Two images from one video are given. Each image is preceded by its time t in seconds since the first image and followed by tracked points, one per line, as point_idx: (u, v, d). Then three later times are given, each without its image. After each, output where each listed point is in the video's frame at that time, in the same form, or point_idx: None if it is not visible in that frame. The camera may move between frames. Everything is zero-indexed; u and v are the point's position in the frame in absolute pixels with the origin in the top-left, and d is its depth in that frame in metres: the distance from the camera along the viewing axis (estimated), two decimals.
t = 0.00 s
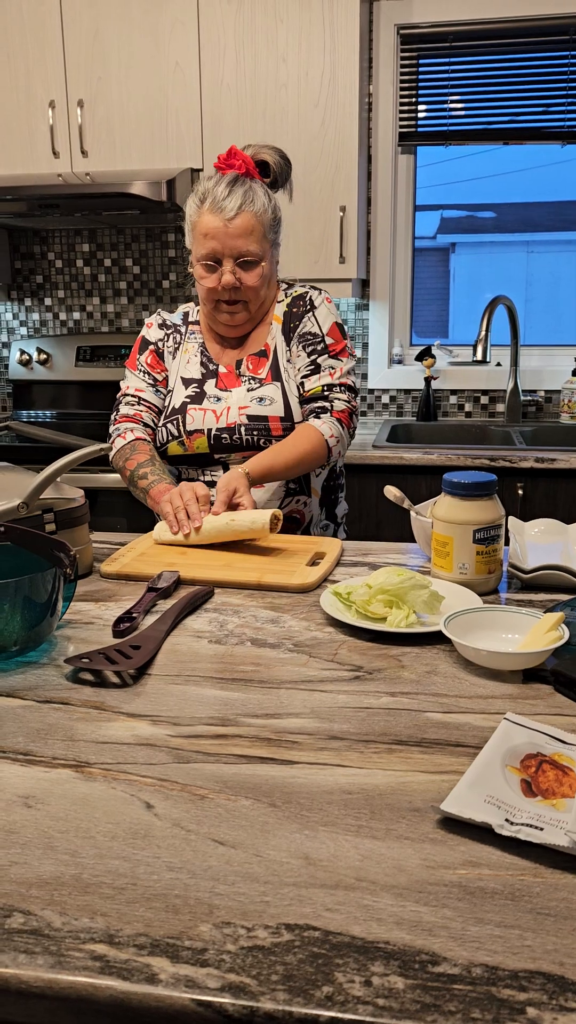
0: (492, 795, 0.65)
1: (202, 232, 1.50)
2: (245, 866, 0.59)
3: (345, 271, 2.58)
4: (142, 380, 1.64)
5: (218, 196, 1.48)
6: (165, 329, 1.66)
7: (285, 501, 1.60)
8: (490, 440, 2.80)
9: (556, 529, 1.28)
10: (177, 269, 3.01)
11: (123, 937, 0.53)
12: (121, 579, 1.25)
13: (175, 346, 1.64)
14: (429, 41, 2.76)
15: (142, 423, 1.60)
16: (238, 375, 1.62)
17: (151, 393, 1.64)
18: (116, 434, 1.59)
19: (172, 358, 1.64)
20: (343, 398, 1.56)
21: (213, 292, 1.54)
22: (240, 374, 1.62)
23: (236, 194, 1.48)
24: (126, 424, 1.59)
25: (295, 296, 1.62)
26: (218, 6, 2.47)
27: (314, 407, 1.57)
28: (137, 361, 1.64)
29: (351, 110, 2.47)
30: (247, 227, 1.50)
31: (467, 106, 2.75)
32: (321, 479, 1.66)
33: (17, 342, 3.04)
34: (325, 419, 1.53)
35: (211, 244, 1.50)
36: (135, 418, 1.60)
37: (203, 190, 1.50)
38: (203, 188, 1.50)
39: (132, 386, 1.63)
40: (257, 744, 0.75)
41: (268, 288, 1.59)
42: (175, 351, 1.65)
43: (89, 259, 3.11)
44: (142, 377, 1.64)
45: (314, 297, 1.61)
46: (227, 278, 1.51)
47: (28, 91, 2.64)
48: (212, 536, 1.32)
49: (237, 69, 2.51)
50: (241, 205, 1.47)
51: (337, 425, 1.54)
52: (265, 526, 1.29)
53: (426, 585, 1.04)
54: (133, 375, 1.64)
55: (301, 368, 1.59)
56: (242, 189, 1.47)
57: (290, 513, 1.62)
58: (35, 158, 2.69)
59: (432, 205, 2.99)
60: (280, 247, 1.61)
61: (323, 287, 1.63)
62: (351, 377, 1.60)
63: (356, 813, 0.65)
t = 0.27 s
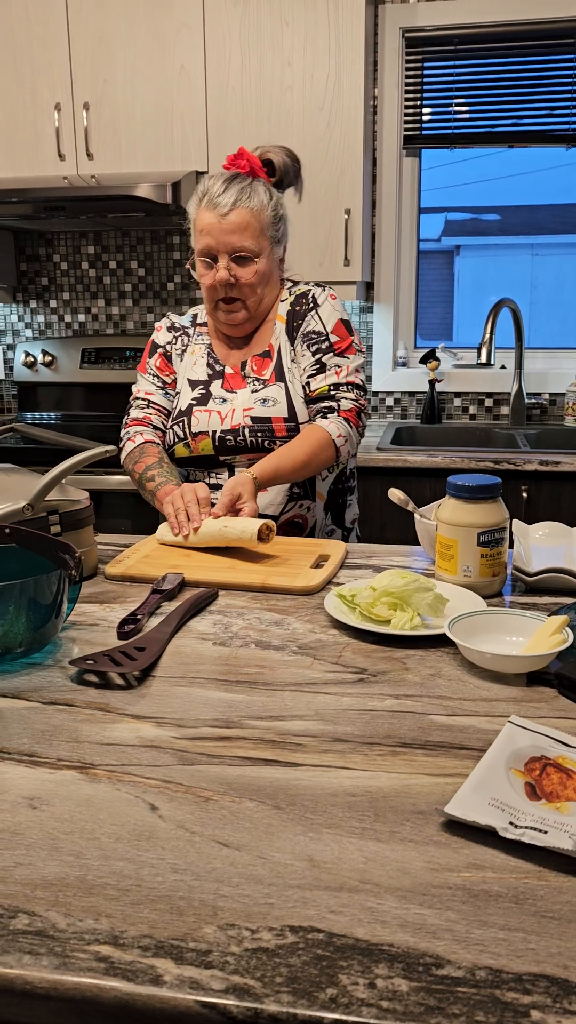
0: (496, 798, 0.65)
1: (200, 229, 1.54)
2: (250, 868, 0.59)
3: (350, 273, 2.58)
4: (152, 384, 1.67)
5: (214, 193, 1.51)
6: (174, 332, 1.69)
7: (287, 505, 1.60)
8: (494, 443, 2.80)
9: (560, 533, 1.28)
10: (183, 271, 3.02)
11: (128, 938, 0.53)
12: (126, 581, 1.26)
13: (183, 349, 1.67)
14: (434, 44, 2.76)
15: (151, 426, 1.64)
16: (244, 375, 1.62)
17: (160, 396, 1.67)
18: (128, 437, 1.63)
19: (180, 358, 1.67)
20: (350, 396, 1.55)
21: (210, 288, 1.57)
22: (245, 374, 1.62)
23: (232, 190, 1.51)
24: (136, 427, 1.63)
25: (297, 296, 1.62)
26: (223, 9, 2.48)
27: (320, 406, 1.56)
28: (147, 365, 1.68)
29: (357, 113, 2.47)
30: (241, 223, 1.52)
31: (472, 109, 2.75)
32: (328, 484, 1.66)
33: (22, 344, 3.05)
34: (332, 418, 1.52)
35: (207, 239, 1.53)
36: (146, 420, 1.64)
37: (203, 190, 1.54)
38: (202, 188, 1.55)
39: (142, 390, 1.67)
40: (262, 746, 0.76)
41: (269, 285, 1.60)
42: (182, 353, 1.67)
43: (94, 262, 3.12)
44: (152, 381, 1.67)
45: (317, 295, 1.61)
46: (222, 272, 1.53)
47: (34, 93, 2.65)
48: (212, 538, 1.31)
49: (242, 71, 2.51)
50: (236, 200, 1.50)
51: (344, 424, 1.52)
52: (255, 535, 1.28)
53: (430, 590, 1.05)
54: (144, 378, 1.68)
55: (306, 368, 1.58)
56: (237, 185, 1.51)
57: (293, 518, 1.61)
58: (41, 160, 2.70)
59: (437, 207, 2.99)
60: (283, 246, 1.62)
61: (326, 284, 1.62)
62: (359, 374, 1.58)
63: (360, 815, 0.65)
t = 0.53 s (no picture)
0: (501, 801, 0.65)
1: (221, 216, 1.57)
2: (254, 870, 0.59)
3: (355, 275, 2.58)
4: (160, 365, 1.71)
5: (237, 182, 1.55)
6: (195, 320, 1.72)
7: (284, 510, 1.61)
8: (499, 445, 2.80)
9: (565, 536, 1.28)
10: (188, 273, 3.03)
11: (133, 940, 0.53)
12: (131, 582, 1.26)
13: (201, 338, 1.70)
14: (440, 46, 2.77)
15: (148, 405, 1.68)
16: (258, 370, 1.62)
17: (164, 377, 1.71)
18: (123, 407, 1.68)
19: (196, 350, 1.69)
20: (374, 399, 1.54)
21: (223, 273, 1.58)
22: (259, 368, 1.62)
23: (254, 179, 1.54)
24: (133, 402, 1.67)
25: (318, 294, 1.62)
26: (230, 11, 2.49)
27: (343, 408, 1.55)
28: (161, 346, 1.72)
29: (362, 115, 2.47)
30: (259, 210, 1.55)
31: (478, 112, 2.75)
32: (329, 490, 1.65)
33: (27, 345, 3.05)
34: (355, 421, 1.52)
35: (226, 226, 1.56)
36: (143, 397, 1.70)
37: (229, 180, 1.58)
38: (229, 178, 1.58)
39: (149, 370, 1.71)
40: (266, 748, 0.76)
41: (286, 279, 1.60)
42: (200, 342, 1.70)
43: (99, 264, 3.12)
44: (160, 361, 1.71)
45: (339, 295, 1.61)
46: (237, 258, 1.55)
47: (40, 96, 2.66)
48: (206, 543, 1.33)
49: (248, 74, 2.52)
50: (256, 189, 1.53)
51: (367, 426, 1.52)
52: (249, 541, 1.27)
53: (435, 591, 1.04)
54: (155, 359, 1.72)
55: (327, 369, 1.58)
56: (259, 175, 1.54)
57: (288, 523, 1.62)
58: (47, 162, 2.70)
59: (443, 209, 2.99)
60: (305, 243, 1.63)
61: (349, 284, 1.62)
62: (381, 377, 1.58)
63: (365, 818, 0.65)
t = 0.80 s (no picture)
0: (506, 805, 0.65)
1: (234, 213, 1.57)
2: (260, 872, 0.59)
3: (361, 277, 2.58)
4: (155, 328, 1.75)
5: (252, 179, 1.54)
6: (207, 311, 1.71)
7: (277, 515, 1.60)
8: (505, 447, 2.80)
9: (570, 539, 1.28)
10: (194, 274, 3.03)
11: (139, 941, 0.53)
12: (136, 583, 1.26)
13: (210, 331, 1.69)
14: (447, 49, 2.77)
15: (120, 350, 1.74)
16: (266, 370, 1.62)
17: (152, 340, 1.75)
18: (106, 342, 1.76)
19: (204, 343, 1.68)
20: (394, 413, 1.57)
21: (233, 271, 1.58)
22: (267, 368, 1.62)
23: (269, 178, 1.53)
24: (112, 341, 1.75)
25: (334, 301, 1.62)
26: (237, 13, 2.49)
27: (362, 420, 1.56)
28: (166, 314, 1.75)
29: (369, 118, 2.48)
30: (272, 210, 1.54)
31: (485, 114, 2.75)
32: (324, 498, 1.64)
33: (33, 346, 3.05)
34: (377, 435, 1.53)
35: (239, 223, 1.56)
36: (121, 345, 1.74)
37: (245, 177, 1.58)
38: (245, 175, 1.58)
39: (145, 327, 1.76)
40: (272, 750, 0.76)
41: (296, 281, 1.60)
42: (209, 334, 1.69)
43: (106, 265, 3.13)
44: (157, 325, 1.75)
45: (354, 304, 1.61)
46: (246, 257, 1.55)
47: (48, 98, 2.67)
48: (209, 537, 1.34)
49: (255, 76, 2.52)
50: (270, 188, 1.52)
51: (387, 440, 1.54)
52: (258, 548, 1.27)
53: (441, 593, 1.03)
54: (156, 321, 1.76)
55: (344, 380, 1.58)
56: (274, 174, 1.53)
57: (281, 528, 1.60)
58: (54, 165, 2.71)
59: (449, 211, 2.99)
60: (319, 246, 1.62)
61: (363, 294, 1.63)
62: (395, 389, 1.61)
63: (370, 820, 0.65)
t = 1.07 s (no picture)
0: (514, 808, 0.65)
1: (214, 221, 1.59)
2: (266, 875, 0.59)
3: (368, 278, 2.57)
4: (132, 319, 1.70)
5: (231, 189, 1.57)
6: (185, 313, 1.71)
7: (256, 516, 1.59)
8: (512, 449, 2.79)
9: None
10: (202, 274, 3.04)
11: (144, 942, 0.53)
12: (142, 584, 1.26)
13: (188, 334, 1.69)
14: (456, 50, 2.76)
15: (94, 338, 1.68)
16: (249, 375, 1.63)
17: (128, 330, 1.70)
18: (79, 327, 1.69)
19: (182, 347, 1.68)
20: (381, 415, 1.60)
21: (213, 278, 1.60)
22: (250, 374, 1.63)
23: (248, 188, 1.56)
24: (86, 328, 1.68)
25: (316, 310, 1.65)
26: (246, 14, 2.49)
27: (352, 421, 1.58)
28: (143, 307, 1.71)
29: (377, 120, 2.48)
30: (253, 219, 1.56)
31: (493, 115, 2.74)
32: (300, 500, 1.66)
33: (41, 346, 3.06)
34: (368, 434, 1.56)
35: (219, 231, 1.58)
36: (96, 333, 1.68)
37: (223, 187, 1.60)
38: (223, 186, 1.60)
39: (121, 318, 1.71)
40: (278, 752, 0.76)
41: (276, 288, 1.62)
42: (187, 337, 1.69)
43: (113, 265, 3.13)
44: (133, 316, 1.71)
45: (336, 312, 1.65)
46: (227, 265, 1.57)
47: (57, 99, 2.67)
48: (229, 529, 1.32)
49: (264, 76, 2.52)
50: (250, 197, 1.55)
51: (378, 440, 1.57)
52: (275, 534, 1.27)
53: (448, 596, 1.03)
54: (132, 312, 1.71)
55: (332, 384, 1.60)
56: (253, 184, 1.56)
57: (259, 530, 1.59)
58: (62, 165, 2.71)
59: (456, 212, 2.99)
60: (297, 254, 1.65)
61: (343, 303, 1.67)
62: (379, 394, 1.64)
63: (377, 823, 0.65)
